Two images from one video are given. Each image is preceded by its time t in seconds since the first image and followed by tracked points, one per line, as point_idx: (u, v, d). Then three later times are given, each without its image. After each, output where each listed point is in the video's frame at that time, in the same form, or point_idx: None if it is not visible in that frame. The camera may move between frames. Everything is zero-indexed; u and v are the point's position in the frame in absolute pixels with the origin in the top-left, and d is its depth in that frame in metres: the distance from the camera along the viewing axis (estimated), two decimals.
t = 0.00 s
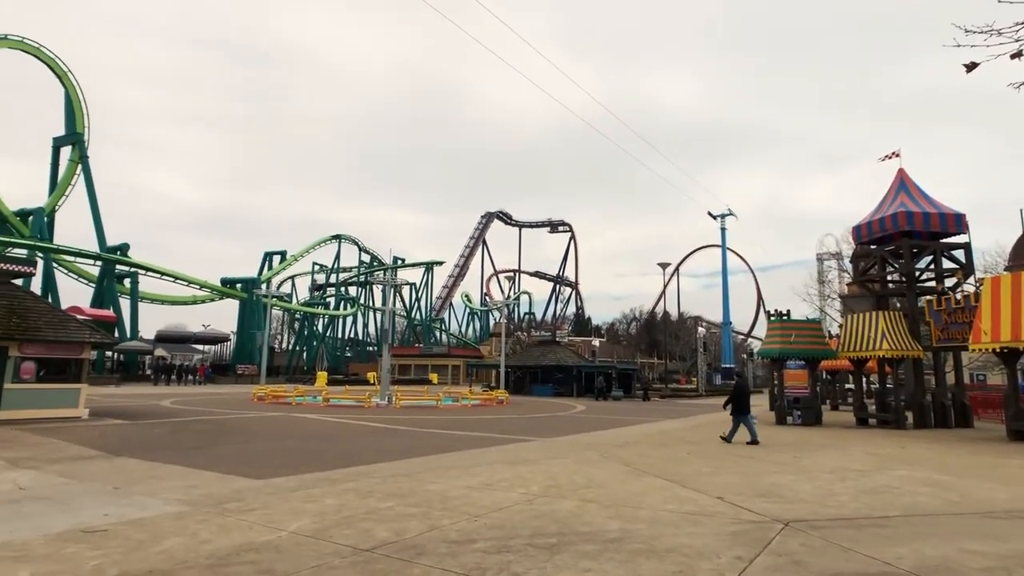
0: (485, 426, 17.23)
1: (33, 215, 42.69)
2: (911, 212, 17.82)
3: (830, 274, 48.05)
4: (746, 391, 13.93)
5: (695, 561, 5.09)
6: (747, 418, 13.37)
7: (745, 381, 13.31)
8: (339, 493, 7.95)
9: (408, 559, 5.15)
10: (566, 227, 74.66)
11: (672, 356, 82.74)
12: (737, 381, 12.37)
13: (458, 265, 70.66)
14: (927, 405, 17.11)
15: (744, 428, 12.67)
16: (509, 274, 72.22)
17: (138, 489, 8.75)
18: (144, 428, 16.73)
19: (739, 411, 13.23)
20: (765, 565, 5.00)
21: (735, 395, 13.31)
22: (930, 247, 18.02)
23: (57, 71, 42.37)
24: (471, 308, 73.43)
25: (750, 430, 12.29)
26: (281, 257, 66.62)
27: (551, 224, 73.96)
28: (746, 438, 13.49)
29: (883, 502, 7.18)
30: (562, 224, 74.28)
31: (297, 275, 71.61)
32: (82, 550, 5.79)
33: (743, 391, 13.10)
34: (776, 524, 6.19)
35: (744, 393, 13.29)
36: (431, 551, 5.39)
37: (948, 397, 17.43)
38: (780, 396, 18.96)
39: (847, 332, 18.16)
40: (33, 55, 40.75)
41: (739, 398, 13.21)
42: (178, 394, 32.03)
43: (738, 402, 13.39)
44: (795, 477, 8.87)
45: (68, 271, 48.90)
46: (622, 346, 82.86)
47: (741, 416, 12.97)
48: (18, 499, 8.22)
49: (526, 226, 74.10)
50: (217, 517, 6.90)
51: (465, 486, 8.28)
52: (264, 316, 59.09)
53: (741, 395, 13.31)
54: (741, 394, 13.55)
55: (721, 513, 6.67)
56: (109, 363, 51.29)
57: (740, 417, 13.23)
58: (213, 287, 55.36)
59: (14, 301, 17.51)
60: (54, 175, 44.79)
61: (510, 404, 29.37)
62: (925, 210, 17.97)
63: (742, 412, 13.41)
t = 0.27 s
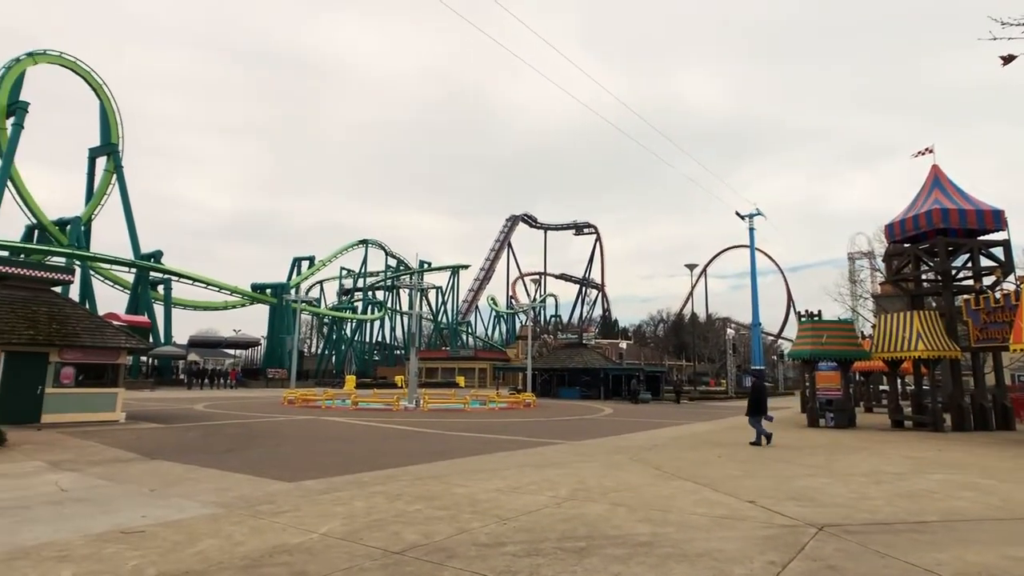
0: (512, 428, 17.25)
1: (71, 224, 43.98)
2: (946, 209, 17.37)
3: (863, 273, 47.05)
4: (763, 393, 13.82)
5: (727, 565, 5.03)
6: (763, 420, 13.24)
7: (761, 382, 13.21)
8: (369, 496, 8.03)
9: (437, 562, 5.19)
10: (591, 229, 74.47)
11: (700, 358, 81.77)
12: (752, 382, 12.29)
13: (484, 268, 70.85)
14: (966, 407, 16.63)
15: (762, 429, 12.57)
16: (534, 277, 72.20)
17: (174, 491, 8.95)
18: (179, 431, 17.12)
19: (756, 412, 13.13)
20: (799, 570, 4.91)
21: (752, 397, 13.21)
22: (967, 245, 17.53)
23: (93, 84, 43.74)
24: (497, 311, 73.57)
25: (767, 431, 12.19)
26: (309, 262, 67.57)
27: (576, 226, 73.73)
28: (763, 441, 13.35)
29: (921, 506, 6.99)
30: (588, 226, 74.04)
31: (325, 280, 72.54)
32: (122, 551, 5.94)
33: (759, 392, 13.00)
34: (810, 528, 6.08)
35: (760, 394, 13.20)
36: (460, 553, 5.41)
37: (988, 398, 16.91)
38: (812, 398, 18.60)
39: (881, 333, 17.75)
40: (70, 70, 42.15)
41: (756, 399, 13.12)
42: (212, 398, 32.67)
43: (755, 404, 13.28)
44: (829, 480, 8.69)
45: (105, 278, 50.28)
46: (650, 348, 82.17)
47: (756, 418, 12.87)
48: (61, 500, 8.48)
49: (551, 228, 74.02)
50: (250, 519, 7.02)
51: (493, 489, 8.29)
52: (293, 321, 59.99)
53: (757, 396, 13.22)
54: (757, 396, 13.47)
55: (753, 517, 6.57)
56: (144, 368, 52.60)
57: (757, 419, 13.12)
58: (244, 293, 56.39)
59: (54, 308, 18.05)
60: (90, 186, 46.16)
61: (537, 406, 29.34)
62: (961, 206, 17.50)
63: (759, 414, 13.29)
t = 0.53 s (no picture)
0: (537, 432, 17.23)
1: (104, 232, 45.07)
2: (980, 207, 16.97)
3: (894, 273, 46.05)
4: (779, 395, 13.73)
5: (755, 571, 4.97)
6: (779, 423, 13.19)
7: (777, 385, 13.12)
8: (395, 499, 8.10)
9: (464, 565, 5.22)
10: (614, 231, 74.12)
11: (726, 360, 80.79)
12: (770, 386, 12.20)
13: (506, 271, 70.94)
14: (1003, 410, 16.18)
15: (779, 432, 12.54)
16: (557, 280, 72.06)
17: (205, 492, 9.13)
18: (209, 433, 17.45)
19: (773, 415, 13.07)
20: None
21: (768, 399, 13.14)
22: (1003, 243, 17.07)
23: (123, 95, 44.86)
24: (520, 314, 73.58)
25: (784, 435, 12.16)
26: (334, 267, 68.35)
27: (599, 228, 73.46)
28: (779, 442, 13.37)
29: (957, 512, 6.82)
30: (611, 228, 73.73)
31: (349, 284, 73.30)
32: (157, 550, 6.09)
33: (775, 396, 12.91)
34: (842, 534, 5.97)
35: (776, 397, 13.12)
36: (486, 556, 5.44)
37: None
38: (841, 401, 18.28)
39: (913, 334, 17.39)
40: (102, 81, 43.27)
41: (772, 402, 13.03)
42: (240, 401, 33.17)
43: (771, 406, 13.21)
44: (860, 485, 8.53)
45: (136, 284, 51.44)
46: (674, 351, 81.42)
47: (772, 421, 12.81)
48: (97, 501, 8.73)
49: (573, 231, 73.83)
50: (279, 521, 7.14)
51: (517, 492, 8.30)
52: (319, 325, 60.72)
53: (773, 399, 13.13)
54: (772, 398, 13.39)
55: (782, 522, 6.48)
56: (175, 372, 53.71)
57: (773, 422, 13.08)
58: (270, 297, 57.24)
59: (88, 314, 18.51)
60: (122, 194, 47.31)
61: (561, 409, 29.28)
62: (996, 204, 17.07)
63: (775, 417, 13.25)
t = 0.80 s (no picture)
0: (562, 434, 17.18)
1: (137, 237, 46.20)
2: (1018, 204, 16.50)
3: (928, 273, 44.92)
4: (795, 394, 13.65)
5: None
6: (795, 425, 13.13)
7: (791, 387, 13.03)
8: (422, 500, 8.14)
9: (490, 566, 5.23)
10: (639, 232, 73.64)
11: (754, 363, 79.59)
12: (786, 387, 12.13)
13: (530, 274, 70.90)
14: None
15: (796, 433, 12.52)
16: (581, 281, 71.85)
17: (235, 492, 9.29)
18: (240, 435, 17.76)
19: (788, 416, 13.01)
20: None
21: (781, 401, 13.05)
22: None
23: (155, 103, 45.97)
24: (544, 316, 73.46)
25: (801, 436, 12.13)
26: (360, 270, 69.05)
27: (624, 229, 73.06)
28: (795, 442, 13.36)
29: (997, 519, 6.62)
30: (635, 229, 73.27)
31: (375, 287, 73.96)
32: (191, 549, 6.21)
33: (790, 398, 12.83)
34: (876, 540, 5.84)
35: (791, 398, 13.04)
36: (513, 558, 5.44)
37: None
38: (874, 404, 17.90)
39: (949, 335, 16.96)
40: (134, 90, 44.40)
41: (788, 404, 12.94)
42: (269, 403, 33.66)
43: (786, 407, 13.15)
44: (895, 490, 8.34)
45: (169, 288, 52.60)
46: (701, 353, 80.48)
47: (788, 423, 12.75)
48: (133, 500, 8.95)
49: (597, 232, 73.52)
50: (309, 521, 7.24)
51: (543, 495, 8.29)
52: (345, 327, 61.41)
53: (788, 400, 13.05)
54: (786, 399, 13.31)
55: (813, 527, 6.36)
56: (206, 374, 54.79)
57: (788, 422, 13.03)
58: (298, 300, 58.08)
59: (123, 317, 18.98)
60: (154, 200, 48.43)
61: (586, 412, 29.16)
62: None
63: (789, 417, 13.21)
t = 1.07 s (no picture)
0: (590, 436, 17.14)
1: (172, 240, 47.27)
2: None
3: (967, 272, 43.63)
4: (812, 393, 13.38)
5: None
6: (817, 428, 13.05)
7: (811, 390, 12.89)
8: (450, 500, 8.18)
9: (519, 567, 5.24)
10: (666, 232, 72.97)
11: (785, 363, 78.21)
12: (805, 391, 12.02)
13: (557, 274, 70.81)
14: None
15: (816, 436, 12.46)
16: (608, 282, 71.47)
17: (268, 491, 9.46)
18: (272, 434, 18.08)
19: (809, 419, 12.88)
20: None
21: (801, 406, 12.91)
22: None
23: (188, 110, 47.04)
24: (571, 317, 73.25)
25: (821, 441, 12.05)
26: (388, 272, 69.73)
27: (651, 229, 72.47)
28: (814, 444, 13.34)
29: None
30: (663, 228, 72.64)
31: (402, 288, 74.59)
32: (226, 545, 6.34)
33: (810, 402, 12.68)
34: (914, 546, 5.70)
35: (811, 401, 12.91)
36: (542, 559, 5.44)
37: None
38: (911, 406, 17.45)
39: (989, 336, 16.46)
40: (169, 97, 45.50)
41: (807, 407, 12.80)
42: (300, 403, 34.18)
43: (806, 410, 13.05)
44: (934, 495, 8.12)
45: (203, 290, 53.77)
46: (731, 354, 79.35)
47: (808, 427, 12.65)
48: (170, 497, 9.18)
49: (624, 233, 73.09)
50: (340, 519, 7.34)
51: (572, 496, 8.27)
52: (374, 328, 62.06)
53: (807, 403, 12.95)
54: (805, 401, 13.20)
55: (848, 531, 6.24)
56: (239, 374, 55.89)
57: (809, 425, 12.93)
58: (327, 302, 58.89)
59: (159, 319, 19.46)
60: (188, 204, 49.56)
61: (614, 413, 29.00)
62: None
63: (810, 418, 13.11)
